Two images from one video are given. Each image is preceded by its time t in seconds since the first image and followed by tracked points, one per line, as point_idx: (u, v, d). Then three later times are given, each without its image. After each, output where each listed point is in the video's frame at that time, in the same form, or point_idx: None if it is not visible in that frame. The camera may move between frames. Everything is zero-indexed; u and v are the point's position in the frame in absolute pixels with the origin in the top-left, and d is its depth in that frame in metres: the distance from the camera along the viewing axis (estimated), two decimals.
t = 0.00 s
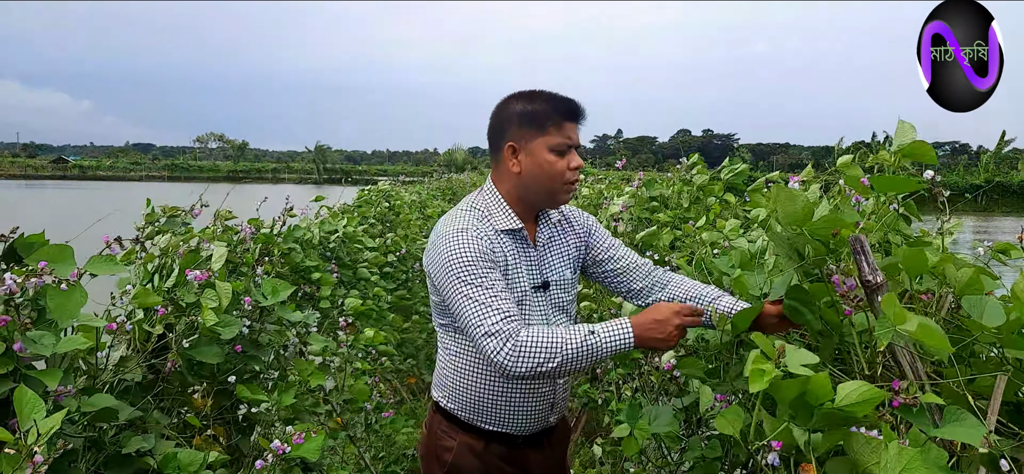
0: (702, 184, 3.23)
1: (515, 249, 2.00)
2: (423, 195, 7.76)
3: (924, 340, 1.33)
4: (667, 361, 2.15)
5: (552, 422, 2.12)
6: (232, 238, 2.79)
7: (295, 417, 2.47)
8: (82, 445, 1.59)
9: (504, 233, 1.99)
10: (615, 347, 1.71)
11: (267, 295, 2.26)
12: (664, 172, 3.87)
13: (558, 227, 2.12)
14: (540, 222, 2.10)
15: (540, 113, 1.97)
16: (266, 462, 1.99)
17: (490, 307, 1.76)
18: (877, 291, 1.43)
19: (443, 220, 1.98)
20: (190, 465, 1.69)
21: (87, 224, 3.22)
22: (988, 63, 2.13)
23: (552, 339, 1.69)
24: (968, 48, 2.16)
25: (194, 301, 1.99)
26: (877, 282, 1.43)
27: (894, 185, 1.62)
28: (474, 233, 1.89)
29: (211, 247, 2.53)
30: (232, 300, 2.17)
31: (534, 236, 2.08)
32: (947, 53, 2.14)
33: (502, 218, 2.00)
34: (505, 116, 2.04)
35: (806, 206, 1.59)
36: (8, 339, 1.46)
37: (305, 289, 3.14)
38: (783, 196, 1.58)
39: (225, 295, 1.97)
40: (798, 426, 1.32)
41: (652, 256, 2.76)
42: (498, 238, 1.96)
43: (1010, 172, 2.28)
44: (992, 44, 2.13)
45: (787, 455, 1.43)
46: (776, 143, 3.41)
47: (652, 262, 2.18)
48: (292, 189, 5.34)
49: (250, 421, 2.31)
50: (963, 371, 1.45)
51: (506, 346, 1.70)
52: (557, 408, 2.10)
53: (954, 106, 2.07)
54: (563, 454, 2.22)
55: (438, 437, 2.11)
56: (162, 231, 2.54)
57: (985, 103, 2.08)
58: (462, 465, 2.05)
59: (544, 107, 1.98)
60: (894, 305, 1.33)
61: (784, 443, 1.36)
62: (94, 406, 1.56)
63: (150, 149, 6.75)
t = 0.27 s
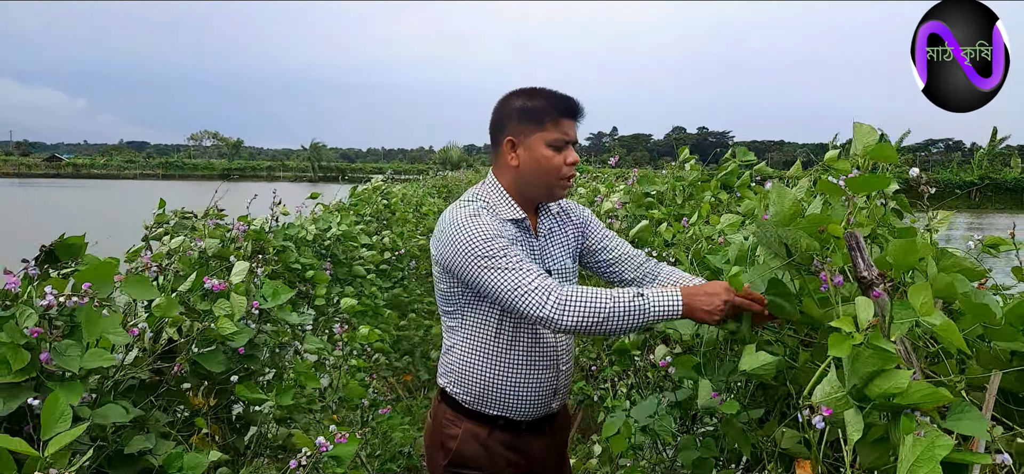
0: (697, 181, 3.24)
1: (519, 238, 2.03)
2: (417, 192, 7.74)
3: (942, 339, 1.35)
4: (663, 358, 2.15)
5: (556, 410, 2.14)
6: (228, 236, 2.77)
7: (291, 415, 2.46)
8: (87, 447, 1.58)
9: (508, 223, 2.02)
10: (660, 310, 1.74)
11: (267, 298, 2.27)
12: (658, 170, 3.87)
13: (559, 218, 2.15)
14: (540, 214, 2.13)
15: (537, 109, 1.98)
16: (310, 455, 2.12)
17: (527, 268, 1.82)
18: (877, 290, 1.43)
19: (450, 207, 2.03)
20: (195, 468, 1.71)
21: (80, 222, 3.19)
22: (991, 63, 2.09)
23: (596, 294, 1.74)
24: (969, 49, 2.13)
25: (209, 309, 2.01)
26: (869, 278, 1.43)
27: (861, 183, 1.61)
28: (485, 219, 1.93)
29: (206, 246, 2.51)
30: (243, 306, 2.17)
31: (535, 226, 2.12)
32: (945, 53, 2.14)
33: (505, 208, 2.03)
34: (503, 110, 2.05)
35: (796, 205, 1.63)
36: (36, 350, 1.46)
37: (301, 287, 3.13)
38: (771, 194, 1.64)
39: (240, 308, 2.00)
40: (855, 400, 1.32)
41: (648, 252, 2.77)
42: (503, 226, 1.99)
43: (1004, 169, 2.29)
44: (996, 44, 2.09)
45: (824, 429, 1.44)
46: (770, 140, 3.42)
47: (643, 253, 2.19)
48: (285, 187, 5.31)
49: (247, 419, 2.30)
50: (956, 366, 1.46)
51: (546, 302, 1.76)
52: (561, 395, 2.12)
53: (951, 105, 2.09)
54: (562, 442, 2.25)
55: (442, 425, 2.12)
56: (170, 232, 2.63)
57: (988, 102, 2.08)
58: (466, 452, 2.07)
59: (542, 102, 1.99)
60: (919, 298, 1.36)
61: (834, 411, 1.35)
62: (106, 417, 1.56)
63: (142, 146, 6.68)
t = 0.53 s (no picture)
0: (698, 176, 3.24)
1: (527, 229, 2.03)
2: (416, 189, 7.74)
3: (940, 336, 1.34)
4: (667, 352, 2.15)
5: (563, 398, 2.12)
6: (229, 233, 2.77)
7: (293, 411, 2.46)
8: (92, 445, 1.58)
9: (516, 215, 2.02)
10: (668, 305, 1.71)
11: (272, 292, 2.27)
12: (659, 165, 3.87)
13: (565, 211, 2.15)
14: (548, 206, 2.13)
15: (548, 103, 1.98)
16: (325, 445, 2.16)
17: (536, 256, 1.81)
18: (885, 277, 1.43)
19: (460, 199, 2.03)
20: (201, 463, 1.73)
21: (81, 220, 3.19)
22: (994, 63, 2.03)
23: (605, 284, 1.72)
24: (971, 48, 2.06)
25: (209, 302, 2.01)
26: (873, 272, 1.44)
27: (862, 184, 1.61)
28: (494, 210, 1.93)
29: (206, 243, 2.51)
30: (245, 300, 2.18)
31: (542, 219, 2.12)
32: (943, 53, 2.10)
33: (514, 200, 2.04)
34: (514, 104, 2.05)
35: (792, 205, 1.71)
36: (35, 352, 1.46)
37: (302, 284, 3.13)
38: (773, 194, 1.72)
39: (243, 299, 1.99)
40: (807, 412, 1.35)
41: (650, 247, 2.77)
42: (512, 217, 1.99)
43: (1006, 162, 2.28)
44: (998, 44, 2.01)
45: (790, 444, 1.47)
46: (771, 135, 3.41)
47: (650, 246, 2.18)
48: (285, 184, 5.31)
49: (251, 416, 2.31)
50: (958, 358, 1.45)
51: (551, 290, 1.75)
52: (569, 386, 2.09)
53: (948, 102, 2.06)
54: (570, 433, 2.22)
55: (450, 413, 2.10)
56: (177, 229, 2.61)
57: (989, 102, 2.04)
58: (476, 441, 2.04)
59: (552, 97, 1.99)
60: (922, 292, 1.35)
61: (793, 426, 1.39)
62: (109, 417, 1.56)
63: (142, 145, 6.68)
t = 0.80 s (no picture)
0: (698, 173, 3.24)
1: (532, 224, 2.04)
2: (416, 187, 7.74)
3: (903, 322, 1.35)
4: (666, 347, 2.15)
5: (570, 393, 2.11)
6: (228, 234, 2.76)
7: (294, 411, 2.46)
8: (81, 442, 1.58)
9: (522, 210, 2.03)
10: (671, 296, 1.67)
11: (269, 292, 2.26)
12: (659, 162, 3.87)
13: (570, 208, 2.16)
14: (553, 202, 2.14)
15: (554, 99, 1.99)
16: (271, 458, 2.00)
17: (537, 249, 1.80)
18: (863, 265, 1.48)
19: (466, 194, 2.04)
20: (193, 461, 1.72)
21: (81, 220, 3.19)
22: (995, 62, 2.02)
23: (602, 277, 1.70)
24: (971, 50, 2.05)
25: (203, 303, 2.04)
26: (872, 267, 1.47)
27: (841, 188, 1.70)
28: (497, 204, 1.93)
29: (206, 242, 2.51)
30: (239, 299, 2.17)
31: (547, 214, 2.13)
32: (942, 53, 2.09)
33: (520, 195, 2.04)
34: (519, 101, 2.05)
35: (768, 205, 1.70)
36: (7, 342, 1.45)
37: (301, 283, 3.14)
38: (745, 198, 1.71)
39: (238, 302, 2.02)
40: (768, 428, 1.35)
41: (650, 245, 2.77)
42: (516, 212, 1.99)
43: (1005, 157, 2.28)
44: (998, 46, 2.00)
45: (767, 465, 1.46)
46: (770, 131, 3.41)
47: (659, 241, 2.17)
48: (285, 183, 5.31)
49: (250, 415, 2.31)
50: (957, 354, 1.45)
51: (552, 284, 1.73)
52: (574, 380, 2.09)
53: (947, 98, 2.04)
54: (577, 429, 2.21)
55: (457, 406, 2.10)
56: (169, 228, 2.53)
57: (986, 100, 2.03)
58: (482, 434, 2.04)
59: (558, 93, 2.00)
60: (869, 285, 1.38)
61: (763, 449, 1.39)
62: (94, 409, 1.55)
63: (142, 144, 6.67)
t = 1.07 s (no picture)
0: (698, 176, 3.24)
1: (538, 225, 2.03)
2: (416, 189, 7.74)
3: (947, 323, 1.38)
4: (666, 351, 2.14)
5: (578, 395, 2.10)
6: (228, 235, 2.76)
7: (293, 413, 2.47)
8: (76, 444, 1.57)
9: (528, 211, 2.02)
10: (616, 323, 1.74)
11: (266, 294, 2.25)
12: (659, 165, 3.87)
13: (576, 208, 2.15)
14: (560, 203, 2.12)
15: (561, 98, 1.98)
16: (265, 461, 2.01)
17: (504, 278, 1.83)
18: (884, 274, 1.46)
19: (471, 197, 2.02)
20: (190, 464, 1.68)
21: (80, 222, 3.18)
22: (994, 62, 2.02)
23: (555, 315, 1.72)
24: (970, 51, 2.05)
25: (197, 303, 2.01)
26: (874, 270, 1.46)
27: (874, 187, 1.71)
28: (495, 208, 1.94)
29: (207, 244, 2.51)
30: (233, 300, 2.16)
31: (554, 214, 2.11)
32: (943, 53, 2.08)
33: (526, 195, 2.03)
34: (527, 101, 2.05)
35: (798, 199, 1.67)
36: None
37: (302, 285, 3.13)
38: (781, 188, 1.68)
39: (229, 296, 1.97)
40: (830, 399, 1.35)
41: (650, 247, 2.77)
42: (520, 213, 1.99)
43: (1004, 160, 2.29)
44: (997, 46, 2.00)
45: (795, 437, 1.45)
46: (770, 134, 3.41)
47: (661, 245, 2.22)
48: (285, 185, 5.31)
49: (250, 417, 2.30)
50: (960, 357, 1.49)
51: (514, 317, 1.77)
52: (582, 381, 2.08)
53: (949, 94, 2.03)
54: (585, 430, 2.20)
55: (466, 407, 2.09)
56: (165, 231, 2.50)
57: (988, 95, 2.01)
58: (489, 434, 2.03)
59: (565, 92, 1.99)
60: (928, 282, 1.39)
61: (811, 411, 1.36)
62: (90, 406, 1.54)
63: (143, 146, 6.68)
